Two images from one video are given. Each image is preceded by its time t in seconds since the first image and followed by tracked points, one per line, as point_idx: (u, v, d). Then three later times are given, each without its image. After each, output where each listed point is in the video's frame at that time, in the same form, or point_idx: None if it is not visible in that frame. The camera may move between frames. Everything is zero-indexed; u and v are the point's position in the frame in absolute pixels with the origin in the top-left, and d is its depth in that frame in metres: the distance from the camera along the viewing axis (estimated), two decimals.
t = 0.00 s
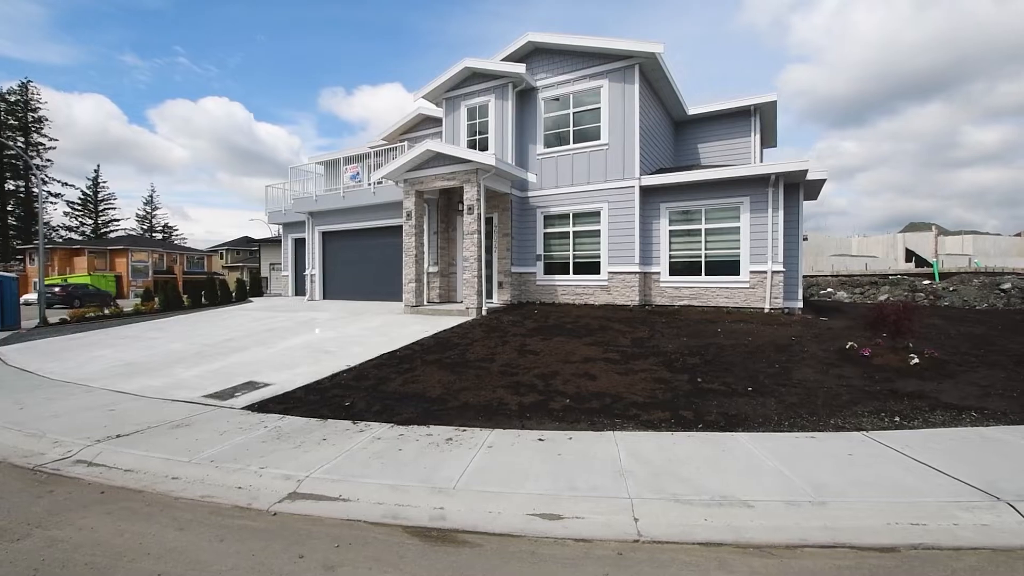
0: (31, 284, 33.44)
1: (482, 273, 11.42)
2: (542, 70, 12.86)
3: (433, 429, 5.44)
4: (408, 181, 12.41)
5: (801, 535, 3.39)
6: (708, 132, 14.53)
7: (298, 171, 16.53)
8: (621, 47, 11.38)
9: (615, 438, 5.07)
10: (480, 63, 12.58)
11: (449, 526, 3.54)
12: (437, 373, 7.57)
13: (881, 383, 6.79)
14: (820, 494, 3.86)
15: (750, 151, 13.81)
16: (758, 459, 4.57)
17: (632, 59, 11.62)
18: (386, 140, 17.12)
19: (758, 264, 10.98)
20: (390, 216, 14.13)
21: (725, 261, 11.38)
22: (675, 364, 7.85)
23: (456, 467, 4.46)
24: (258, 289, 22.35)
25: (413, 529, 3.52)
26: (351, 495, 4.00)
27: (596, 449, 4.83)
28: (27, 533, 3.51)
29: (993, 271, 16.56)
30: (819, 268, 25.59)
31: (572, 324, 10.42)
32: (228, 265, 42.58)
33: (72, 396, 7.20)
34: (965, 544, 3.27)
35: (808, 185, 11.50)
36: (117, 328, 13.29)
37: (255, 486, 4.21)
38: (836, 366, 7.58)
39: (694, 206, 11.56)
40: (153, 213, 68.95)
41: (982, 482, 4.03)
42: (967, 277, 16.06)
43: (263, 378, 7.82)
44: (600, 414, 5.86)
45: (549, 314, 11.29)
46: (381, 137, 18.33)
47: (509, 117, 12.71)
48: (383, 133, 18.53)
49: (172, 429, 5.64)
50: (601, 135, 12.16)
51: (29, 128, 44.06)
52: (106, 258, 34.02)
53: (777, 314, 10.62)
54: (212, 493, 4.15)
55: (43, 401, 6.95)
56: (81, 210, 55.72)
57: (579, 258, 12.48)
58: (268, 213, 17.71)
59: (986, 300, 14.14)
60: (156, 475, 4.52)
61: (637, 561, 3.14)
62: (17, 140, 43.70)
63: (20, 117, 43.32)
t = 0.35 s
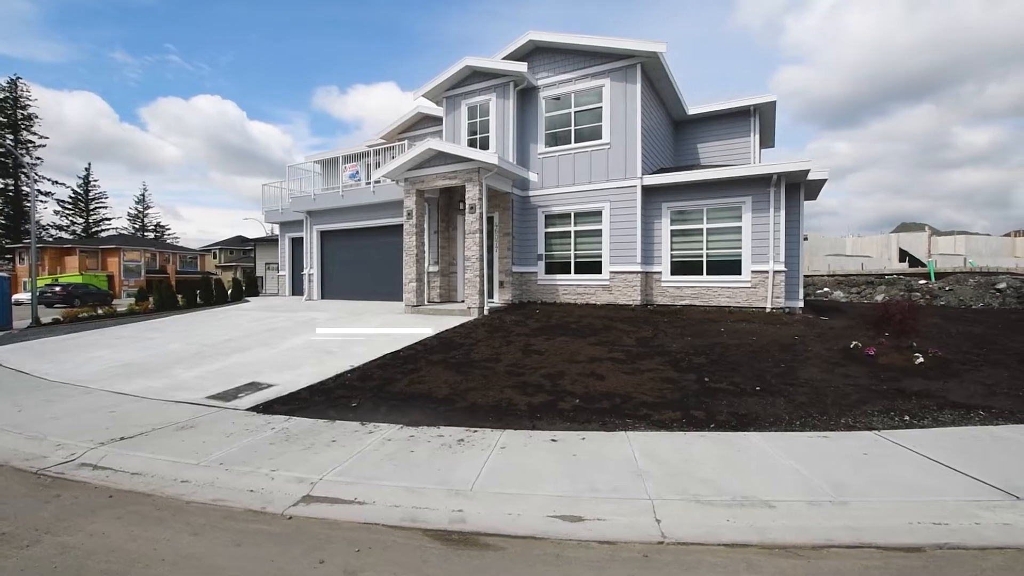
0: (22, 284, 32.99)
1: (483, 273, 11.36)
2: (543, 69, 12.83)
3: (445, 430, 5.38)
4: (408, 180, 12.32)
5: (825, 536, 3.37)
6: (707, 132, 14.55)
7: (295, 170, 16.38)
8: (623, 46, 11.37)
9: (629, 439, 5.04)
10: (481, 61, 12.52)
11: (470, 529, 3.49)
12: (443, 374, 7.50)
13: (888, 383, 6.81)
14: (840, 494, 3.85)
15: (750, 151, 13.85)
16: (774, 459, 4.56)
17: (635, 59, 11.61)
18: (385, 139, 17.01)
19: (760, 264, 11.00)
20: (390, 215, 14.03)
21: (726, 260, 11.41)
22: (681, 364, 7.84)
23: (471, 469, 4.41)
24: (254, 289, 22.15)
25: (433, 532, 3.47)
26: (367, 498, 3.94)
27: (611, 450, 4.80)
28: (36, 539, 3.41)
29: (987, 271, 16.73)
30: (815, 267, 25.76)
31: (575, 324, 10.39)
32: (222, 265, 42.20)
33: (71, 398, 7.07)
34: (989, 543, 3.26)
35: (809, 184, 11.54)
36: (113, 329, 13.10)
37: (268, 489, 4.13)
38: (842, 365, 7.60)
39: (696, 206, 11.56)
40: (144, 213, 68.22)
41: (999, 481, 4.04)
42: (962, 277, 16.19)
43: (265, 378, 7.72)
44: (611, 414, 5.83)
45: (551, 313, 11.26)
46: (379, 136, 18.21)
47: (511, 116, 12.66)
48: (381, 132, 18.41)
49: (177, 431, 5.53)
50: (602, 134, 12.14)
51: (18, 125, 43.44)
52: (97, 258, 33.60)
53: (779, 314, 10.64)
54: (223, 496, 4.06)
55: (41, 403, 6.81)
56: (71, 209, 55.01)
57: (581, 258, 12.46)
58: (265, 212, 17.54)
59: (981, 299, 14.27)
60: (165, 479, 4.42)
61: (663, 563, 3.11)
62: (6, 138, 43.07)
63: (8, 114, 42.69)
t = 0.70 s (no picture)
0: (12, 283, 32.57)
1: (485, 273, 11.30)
2: (544, 69, 12.79)
3: (455, 431, 5.33)
4: (409, 178, 12.22)
5: (849, 536, 3.35)
6: (707, 132, 14.58)
7: (293, 169, 16.25)
8: (626, 46, 11.35)
9: (642, 440, 5.01)
10: (483, 60, 12.46)
11: (491, 532, 3.44)
12: (449, 374, 7.44)
13: (894, 382, 6.83)
14: (860, 494, 3.83)
15: (750, 151, 13.89)
16: (789, 459, 4.54)
17: (637, 58, 11.60)
18: (383, 138, 16.91)
19: (762, 264, 11.04)
20: (390, 214, 13.95)
21: (728, 260, 11.44)
22: (687, 364, 7.83)
23: (486, 470, 4.35)
24: (250, 289, 21.96)
25: (454, 535, 3.42)
26: (383, 500, 3.88)
27: (626, 450, 4.76)
28: (45, 546, 3.32)
29: (982, 271, 16.88)
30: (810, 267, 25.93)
31: (578, 324, 10.36)
32: (215, 264, 41.84)
33: (70, 400, 6.93)
34: (1014, 543, 3.26)
35: (810, 184, 11.57)
36: (108, 329, 12.92)
37: (280, 492, 4.05)
38: (847, 364, 7.62)
39: (698, 206, 11.57)
40: (135, 211, 67.53)
41: (1015, 479, 4.04)
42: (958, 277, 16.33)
43: (269, 379, 7.62)
44: (622, 415, 5.79)
45: (554, 313, 11.23)
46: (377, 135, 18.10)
47: (512, 115, 12.60)
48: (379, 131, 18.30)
49: (182, 434, 5.43)
50: (604, 134, 12.12)
51: (7, 123, 42.86)
52: (89, 258, 33.19)
53: (781, 314, 10.67)
54: (235, 500, 3.98)
55: (40, 405, 6.68)
56: (61, 207, 54.33)
57: (582, 258, 12.43)
58: (262, 211, 17.38)
59: (977, 299, 14.39)
60: (173, 482, 4.33)
61: (691, 566, 3.07)
62: None
63: None
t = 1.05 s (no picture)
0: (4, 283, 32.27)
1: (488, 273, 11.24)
2: (545, 68, 12.76)
3: (468, 432, 5.28)
4: (410, 177, 12.14)
5: (874, 536, 3.34)
6: (707, 132, 14.62)
7: (291, 168, 16.12)
8: (628, 45, 11.33)
9: (657, 441, 4.99)
10: (484, 59, 12.40)
11: (514, 535, 3.39)
12: (455, 374, 7.38)
13: (901, 381, 6.85)
14: (881, 494, 3.82)
15: (750, 151, 13.92)
16: (807, 459, 4.53)
17: (639, 58, 11.59)
18: (382, 137, 16.80)
19: (764, 264, 11.06)
20: (393, 212, 13.91)
21: (731, 260, 11.45)
22: (694, 363, 7.81)
23: (503, 472, 4.30)
24: (245, 289, 21.77)
25: (476, 539, 3.36)
26: (400, 503, 3.82)
27: (643, 452, 4.73)
28: (56, 553, 3.23)
29: (977, 271, 17.04)
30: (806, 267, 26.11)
31: (582, 324, 10.34)
32: (209, 264, 41.52)
33: (70, 402, 6.81)
34: None
35: (811, 185, 11.60)
36: (104, 330, 12.74)
37: (295, 496, 3.98)
38: (853, 364, 7.64)
39: (700, 206, 11.58)
40: (127, 211, 66.86)
41: None
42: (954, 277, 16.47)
43: (272, 380, 7.53)
44: (633, 415, 5.78)
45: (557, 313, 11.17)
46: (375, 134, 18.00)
47: (514, 114, 12.56)
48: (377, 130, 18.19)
49: (189, 436, 5.33)
50: (606, 134, 12.10)
51: None
52: (81, 258, 32.81)
53: (784, 313, 10.71)
54: (249, 504, 3.90)
55: (40, 407, 6.55)
56: (52, 206, 53.74)
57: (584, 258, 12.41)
58: (259, 211, 17.22)
59: (974, 299, 14.52)
60: (183, 485, 4.24)
61: (718, 567, 3.05)
62: None
63: None
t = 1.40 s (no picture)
0: None
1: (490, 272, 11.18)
2: (547, 67, 12.71)
3: (480, 433, 5.22)
4: (412, 176, 12.07)
5: (900, 536, 3.32)
6: (707, 132, 14.64)
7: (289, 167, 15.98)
8: (631, 45, 11.31)
9: (673, 442, 4.96)
10: (486, 57, 12.34)
11: (538, 538, 3.34)
12: (462, 375, 7.32)
13: (909, 380, 6.87)
14: (903, 494, 3.80)
15: (750, 151, 13.95)
16: (824, 459, 4.52)
17: (641, 57, 11.57)
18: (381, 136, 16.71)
19: (766, 264, 11.08)
20: (394, 212, 13.82)
21: (733, 259, 11.46)
22: (701, 363, 7.80)
23: (521, 474, 4.25)
24: (242, 289, 21.58)
25: (500, 542, 3.31)
26: (419, 506, 3.76)
27: (660, 453, 4.70)
28: (69, 560, 3.14)
29: (973, 271, 17.17)
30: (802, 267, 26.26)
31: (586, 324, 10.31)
32: (203, 264, 41.18)
33: (71, 404, 6.69)
34: None
35: (813, 184, 11.62)
36: (101, 330, 12.58)
37: (311, 499, 3.90)
38: (859, 363, 7.65)
39: (702, 205, 11.58)
40: (119, 210, 66.24)
41: None
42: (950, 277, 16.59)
43: (277, 381, 7.44)
44: (646, 415, 5.76)
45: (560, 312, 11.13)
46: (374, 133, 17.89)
47: (516, 113, 12.51)
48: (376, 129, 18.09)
49: (196, 438, 5.23)
50: (609, 133, 12.07)
51: None
52: (73, 258, 32.42)
53: (786, 313, 10.73)
54: (264, 508, 3.82)
55: (41, 409, 6.43)
56: (43, 205, 53.15)
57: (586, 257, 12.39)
58: (257, 210, 17.07)
59: (971, 298, 14.63)
60: (194, 489, 4.15)
61: (747, 568, 3.03)
62: None
63: None
